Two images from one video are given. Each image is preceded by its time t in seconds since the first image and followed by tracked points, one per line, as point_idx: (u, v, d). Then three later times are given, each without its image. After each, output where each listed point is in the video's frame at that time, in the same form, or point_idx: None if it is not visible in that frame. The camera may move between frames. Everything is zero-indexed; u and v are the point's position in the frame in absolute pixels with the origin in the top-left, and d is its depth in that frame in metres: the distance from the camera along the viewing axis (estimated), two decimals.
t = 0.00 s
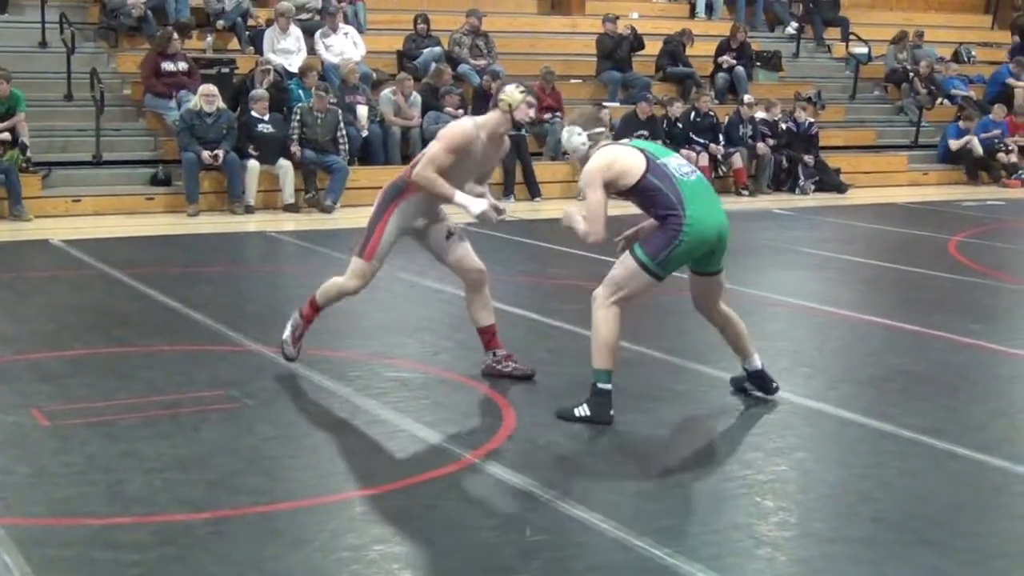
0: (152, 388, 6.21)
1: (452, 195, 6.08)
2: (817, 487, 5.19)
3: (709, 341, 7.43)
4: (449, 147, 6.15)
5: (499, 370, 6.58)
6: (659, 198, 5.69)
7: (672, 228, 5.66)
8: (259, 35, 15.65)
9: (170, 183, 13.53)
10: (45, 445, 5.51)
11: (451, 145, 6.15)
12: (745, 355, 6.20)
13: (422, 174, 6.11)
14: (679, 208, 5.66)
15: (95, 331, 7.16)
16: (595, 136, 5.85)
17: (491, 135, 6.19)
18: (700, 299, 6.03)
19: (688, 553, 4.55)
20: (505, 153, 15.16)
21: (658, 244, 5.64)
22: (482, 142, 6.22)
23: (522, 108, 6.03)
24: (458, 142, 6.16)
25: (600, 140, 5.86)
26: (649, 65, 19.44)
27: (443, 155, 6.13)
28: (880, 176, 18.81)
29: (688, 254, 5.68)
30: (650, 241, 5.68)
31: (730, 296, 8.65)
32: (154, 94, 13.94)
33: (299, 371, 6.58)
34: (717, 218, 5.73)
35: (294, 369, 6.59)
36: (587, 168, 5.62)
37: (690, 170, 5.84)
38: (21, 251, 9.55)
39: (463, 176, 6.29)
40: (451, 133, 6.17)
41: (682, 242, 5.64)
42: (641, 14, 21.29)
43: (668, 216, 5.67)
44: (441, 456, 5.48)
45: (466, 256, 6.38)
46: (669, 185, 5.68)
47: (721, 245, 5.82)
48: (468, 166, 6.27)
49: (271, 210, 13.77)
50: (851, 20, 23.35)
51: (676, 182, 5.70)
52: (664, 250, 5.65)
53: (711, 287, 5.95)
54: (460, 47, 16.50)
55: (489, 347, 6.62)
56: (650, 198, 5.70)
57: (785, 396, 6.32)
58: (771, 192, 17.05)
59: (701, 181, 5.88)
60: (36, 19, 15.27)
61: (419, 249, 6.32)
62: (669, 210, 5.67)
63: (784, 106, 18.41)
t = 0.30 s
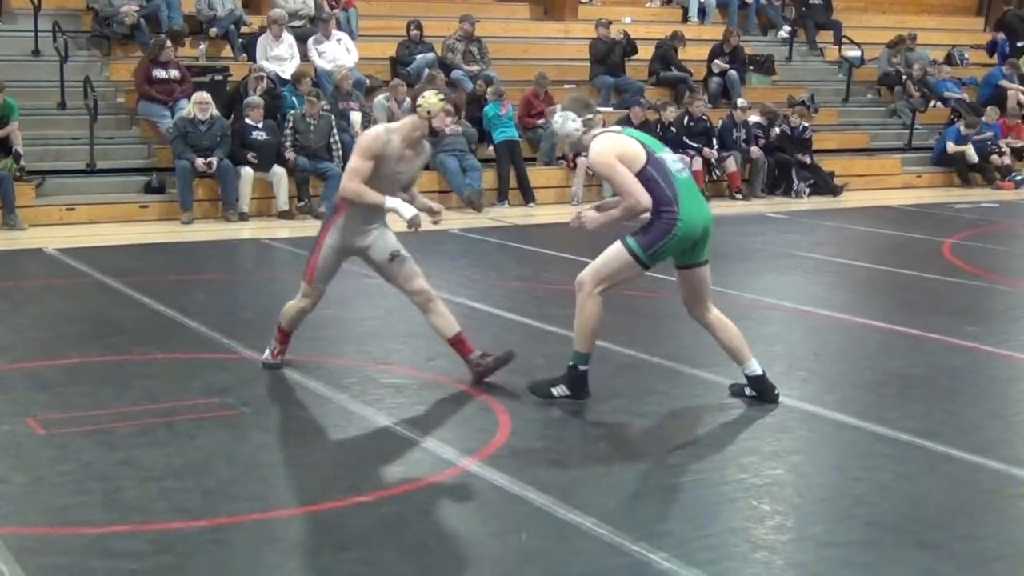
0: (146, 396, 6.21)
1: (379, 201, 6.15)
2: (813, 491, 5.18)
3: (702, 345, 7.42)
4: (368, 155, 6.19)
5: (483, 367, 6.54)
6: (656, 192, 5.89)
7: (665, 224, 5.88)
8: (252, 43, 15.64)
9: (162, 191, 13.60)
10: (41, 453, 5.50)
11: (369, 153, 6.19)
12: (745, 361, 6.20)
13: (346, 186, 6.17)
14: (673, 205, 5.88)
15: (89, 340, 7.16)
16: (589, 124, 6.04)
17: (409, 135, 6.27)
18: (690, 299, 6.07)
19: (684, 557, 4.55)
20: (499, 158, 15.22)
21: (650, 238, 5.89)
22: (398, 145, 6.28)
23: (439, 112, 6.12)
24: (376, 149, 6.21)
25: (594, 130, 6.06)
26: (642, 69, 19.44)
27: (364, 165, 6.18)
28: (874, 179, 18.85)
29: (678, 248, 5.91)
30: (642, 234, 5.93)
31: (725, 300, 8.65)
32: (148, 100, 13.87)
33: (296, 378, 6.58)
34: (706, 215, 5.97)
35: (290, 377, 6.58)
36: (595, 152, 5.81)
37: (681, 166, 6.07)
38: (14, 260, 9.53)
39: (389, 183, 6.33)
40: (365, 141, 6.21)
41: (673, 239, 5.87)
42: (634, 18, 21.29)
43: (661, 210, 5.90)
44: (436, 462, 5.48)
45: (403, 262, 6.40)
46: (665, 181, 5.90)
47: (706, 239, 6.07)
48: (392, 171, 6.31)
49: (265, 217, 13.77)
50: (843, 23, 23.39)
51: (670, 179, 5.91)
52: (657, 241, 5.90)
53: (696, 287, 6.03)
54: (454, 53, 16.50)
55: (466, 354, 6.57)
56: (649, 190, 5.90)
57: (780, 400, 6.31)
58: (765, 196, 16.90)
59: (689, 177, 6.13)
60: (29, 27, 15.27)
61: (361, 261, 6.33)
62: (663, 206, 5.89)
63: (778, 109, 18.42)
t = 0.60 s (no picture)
0: (145, 403, 6.21)
1: (381, 191, 6.14)
2: (814, 495, 5.18)
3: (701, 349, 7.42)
4: (387, 150, 6.20)
5: (373, 377, 6.58)
6: (618, 190, 6.18)
7: (632, 217, 6.17)
8: (251, 50, 15.64)
9: (161, 198, 13.56)
10: (41, 460, 5.50)
11: (389, 149, 6.20)
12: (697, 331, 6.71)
13: (354, 170, 6.12)
14: (638, 197, 6.18)
15: (88, 346, 7.16)
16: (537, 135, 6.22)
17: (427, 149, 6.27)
18: (639, 281, 6.53)
19: (684, 562, 4.54)
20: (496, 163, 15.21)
21: (620, 234, 6.14)
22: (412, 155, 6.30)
23: (456, 126, 6.22)
24: (396, 148, 6.21)
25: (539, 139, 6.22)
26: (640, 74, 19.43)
27: (380, 157, 6.18)
28: (873, 183, 18.83)
29: (647, 238, 6.22)
30: (610, 230, 6.17)
31: (724, 305, 8.63)
32: (146, 107, 13.89)
33: (295, 384, 6.57)
34: (667, 205, 6.30)
35: (290, 383, 6.57)
36: (551, 163, 6.00)
37: (631, 162, 6.38)
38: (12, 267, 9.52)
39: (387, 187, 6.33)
40: (387, 139, 6.20)
41: (642, 230, 6.17)
42: (631, 23, 21.30)
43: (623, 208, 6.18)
44: (437, 467, 5.47)
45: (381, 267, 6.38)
46: (625, 177, 6.21)
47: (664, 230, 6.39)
48: (395, 175, 6.31)
49: (264, 223, 13.76)
50: (841, 28, 23.39)
51: (628, 175, 6.22)
52: (625, 235, 6.17)
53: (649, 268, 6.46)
54: (452, 58, 16.51)
55: (359, 356, 6.58)
56: (611, 189, 6.19)
57: (780, 404, 6.31)
58: (764, 201, 16.83)
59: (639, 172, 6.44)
60: (26, 35, 15.27)
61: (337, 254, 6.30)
62: (628, 200, 6.17)
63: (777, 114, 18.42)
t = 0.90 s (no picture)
0: (157, 407, 6.22)
1: (380, 229, 6.09)
2: (827, 500, 5.18)
3: (712, 352, 7.42)
4: (392, 183, 6.12)
5: (384, 379, 6.61)
6: (612, 208, 6.45)
7: (622, 235, 6.42)
8: (261, 53, 15.67)
9: (173, 202, 13.57)
10: (53, 464, 5.51)
11: (394, 183, 6.11)
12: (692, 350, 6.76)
13: (359, 205, 6.05)
14: (628, 219, 6.45)
15: (100, 350, 7.16)
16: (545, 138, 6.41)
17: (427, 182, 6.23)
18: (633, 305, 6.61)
19: (698, 567, 4.54)
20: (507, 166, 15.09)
21: (610, 245, 6.38)
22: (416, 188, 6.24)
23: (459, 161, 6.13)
24: (401, 181, 6.14)
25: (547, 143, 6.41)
26: (651, 78, 19.41)
27: (384, 190, 6.10)
28: (884, 187, 18.82)
29: (634, 256, 6.46)
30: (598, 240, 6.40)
31: (735, 309, 8.64)
32: (157, 111, 13.92)
33: (306, 388, 6.58)
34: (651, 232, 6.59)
35: (301, 387, 6.59)
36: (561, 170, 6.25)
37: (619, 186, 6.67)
38: (24, 271, 9.54)
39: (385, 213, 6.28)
40: (395, 175, 6.12)
41: (631, 248, 6.41)
42: (642, 27, 21.29)
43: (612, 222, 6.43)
44: (449, 472, 5.47)
45: (377, 280, 6.44)
46: (619, 198, 6.49)
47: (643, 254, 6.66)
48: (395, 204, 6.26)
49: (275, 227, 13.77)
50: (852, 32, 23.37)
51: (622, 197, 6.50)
52: (615, 249, 6.40)
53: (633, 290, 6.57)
54: (462, 62, 16.47)
55: (366, 362, 6.64)
56: (605, 206, 6.45)
57: (791, 409, 6.31)
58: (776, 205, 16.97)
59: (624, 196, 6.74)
60: (38, 39, 15.31)
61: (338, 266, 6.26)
62: (620, 218, 6.44)
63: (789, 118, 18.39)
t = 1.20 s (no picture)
0: (206, 407, 6.27)
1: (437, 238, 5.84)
2: (874, 505, 5.17)
3: (758, 355, 7.41)
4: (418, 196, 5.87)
5: (429, 375, 6.64)
6: (585, 202, 6.57)
7: (604, 226, 6.59)
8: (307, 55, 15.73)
9: (220, 204, 13.65)
10: (104, 463, 5.57)
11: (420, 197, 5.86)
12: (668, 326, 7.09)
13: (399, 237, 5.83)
14: (603, 211, 6.61)
15: (150, 350, 7.23)
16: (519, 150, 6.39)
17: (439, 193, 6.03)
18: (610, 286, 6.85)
19: (744, 571, 4.54)
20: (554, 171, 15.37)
21: (595, 239, 6.55)
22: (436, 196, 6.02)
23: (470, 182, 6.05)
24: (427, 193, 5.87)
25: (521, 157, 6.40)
26: (698, 81, 19.37)
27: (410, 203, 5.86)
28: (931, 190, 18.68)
29: (612, 245, 6.66)
30: (584, 236, 6.56)
31: (782, 313, 8.62)
32: (205, 113, 13.99)
33: (354, 390, 6.63)
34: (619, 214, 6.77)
35: (349, 389, 6.63)
36: (537, 182, 6.32)
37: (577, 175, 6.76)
38: (74, 272, 9.63)
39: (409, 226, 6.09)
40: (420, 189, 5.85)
41: (612, 236, 6.62)
42: (688, 29, 21.24)
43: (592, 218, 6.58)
44: (496, 474, 5.50)
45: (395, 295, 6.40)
46: (587, 190, 6.61)
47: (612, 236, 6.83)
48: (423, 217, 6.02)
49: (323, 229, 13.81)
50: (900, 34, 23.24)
51: (589, 190, 6.62)
52: (600, 242, 6.58)
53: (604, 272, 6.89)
54: (507, 65, 16.42)
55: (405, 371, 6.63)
56: (578, 202, 6.55)
57: (838, 413, 6.30)
58: (822, 208, 16.93)
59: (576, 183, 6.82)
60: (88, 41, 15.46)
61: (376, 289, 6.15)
62: (595, 211, 6.58)
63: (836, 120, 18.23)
